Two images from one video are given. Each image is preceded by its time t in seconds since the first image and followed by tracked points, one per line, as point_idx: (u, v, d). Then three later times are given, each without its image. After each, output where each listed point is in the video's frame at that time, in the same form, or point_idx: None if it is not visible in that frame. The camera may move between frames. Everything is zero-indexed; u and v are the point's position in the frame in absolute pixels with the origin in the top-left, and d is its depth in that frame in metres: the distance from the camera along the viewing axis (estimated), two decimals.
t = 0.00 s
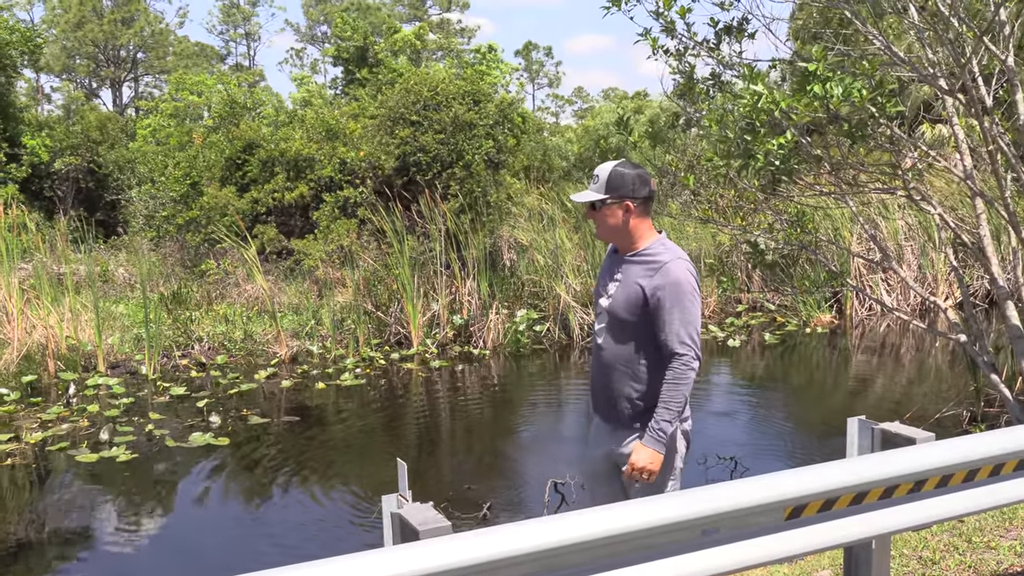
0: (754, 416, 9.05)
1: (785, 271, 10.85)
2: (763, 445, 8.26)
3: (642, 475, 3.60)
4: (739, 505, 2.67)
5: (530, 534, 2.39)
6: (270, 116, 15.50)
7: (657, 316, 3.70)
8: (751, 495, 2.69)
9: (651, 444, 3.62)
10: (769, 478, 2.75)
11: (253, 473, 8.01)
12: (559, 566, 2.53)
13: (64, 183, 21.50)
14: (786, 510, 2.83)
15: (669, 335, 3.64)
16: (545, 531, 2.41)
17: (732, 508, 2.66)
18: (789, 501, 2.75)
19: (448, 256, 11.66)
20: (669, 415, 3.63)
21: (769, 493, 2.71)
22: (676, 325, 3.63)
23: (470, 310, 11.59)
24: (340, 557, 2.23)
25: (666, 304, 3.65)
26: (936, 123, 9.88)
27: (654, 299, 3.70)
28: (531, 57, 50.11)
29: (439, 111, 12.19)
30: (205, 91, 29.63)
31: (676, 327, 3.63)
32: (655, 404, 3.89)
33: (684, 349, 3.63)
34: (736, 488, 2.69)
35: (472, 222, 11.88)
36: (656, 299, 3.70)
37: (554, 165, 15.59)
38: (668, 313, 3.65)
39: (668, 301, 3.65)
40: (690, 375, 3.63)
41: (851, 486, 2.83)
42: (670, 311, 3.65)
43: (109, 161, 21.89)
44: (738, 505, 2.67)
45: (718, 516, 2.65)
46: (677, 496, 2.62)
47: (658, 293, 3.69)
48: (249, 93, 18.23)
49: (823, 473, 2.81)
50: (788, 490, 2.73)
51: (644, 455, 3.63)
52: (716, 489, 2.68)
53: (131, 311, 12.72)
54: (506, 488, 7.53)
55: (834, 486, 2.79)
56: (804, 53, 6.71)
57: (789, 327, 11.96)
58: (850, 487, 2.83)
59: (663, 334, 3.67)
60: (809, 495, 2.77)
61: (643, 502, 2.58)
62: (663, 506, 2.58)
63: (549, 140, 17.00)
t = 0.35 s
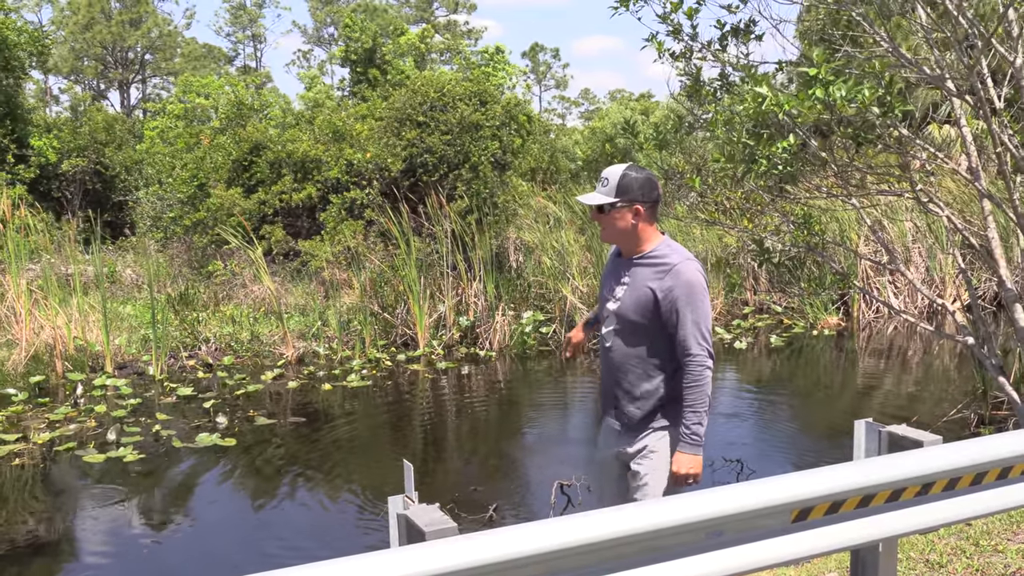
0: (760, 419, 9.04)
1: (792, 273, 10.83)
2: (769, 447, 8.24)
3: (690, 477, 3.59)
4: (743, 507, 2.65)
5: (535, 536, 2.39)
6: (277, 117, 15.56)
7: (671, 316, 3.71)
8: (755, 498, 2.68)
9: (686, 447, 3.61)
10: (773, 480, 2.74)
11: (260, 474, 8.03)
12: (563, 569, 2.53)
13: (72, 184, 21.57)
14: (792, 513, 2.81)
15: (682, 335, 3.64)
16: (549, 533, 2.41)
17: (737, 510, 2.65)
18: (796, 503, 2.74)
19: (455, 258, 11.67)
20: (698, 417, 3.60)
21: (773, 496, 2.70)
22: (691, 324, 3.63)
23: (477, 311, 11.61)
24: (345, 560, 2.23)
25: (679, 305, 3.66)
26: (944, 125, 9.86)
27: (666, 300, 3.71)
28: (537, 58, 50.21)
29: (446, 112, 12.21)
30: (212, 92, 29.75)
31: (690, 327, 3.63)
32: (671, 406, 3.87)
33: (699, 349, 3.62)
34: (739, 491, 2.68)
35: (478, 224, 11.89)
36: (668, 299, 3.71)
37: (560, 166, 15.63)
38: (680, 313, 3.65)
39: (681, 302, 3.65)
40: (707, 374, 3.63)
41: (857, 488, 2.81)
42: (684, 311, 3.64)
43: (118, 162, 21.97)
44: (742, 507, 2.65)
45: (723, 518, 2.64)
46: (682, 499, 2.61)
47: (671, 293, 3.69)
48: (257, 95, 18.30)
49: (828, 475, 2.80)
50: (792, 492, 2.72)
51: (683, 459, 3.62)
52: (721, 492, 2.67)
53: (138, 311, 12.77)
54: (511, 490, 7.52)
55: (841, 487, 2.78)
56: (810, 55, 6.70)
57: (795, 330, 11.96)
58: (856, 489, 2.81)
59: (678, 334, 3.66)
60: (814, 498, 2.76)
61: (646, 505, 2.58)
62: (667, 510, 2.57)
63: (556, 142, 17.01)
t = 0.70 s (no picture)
0: (765, 419, 9.03)
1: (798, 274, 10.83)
2: (775, 447, 8.24)
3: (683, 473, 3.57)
4: (749, 507, 2.65)
5: (540, 536, 2.39)
6: (283, 117, 15.60)
7: (678, 313, 3.70)
8: (761, 498, 2.67)
9: (682, 443, 3.62)
10: (777, 480, 2.74)
11: (266, 473, 8.04)
12: (568, 570, 2.53)
13: (79, 184, 21.62)
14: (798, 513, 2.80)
15: (690, 332, 3.63)
16: (554, 533, 2.41)
17: (743, 510, 2.64)
18: (801, 503, 2.73)
19: (460, 257, 11.67)
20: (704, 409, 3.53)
21: (779, 496, 2.69)
22: (699, 321, 3.62)
23: (482, 311, 11.61)
24: (351, 560, 2.24)
25: (688, 302, 3.64)
26: (952, 125, 9.84)
27: (674, 297, 3.70)
28: (542, 58, 50.25)
29: (451, 111, 12.21)
30: (219, 91, 29.80)
31: (698, 323, 3.63)
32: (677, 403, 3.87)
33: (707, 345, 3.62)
34: (745, 490, 2.67)
35: (483, 223, 11.90)
36: (676, 296, 3.70)
37: (566, 166, 15.65)
38: (689, 310, 3.64)
39: (689, 298, 3.65)
40: (714, 369, 3.62)
41: (862, 489, 2.81)
42: (692, 307, 3.64)
43: (125, 161, 22.00)
44: (748, 507, 2.65)
45: (728, 518, 2.64)
46: (686, 499, 2.61)
47: (679, 289, 3.68)
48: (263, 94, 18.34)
49: (833, 475, 2.79)
50: (797, 492, 2.71)
51: (677, 455, 3.61)
52: (726, 492, 2.67)
53: (144, 310, 12.80)
54: (516, 490, 7.52)
55: (846, 487, 2.78)
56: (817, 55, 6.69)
57: (801, 330, 11.96)
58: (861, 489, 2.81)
59: (686, 330, 3.66)
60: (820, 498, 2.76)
61: (652, 505, 2.58)
62: (672, 510, 2.57)
63: (562, 142, 17.04)
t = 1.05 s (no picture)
0: (769, 418, 9.03)
1: (803, 273, 10.84)
2: (779, 447, 8.22)
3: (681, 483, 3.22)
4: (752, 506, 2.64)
5: (544, 534, 2.40)
6: (288, 115, 15.64)
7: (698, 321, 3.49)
8: (764, 497, 2.67)
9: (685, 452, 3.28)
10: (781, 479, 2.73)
11: (269, 472, 8.04)
12: (572, 569, 2.53)
13: (84, 182, 21.70)
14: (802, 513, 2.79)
15: (708, 343, 3.42)
16: (557, 531, 2.42)
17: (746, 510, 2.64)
18: (805, 503, 2.72)
19: (464, 256, 11.69)
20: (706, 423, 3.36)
21: (783, 495, 2.68)
22: (720, 332, 3.42)
23: (486, 310, 11.63)
24: (355, 556, 2.24)
25: (709, 310, 3.44)
26: (957, 124, 9.82)
27: (695, 304, 3.49)
28: (546, 57, 50.31)
29: (455, 110, 12.22)
30: (224, 90, 29.88)
31: (717, 334, 3.42)
32: (682, 412, 3.71)
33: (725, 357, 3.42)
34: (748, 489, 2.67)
35: (487, 223, 11.91)
36: (697, 303, 3.49)
37: (571, 165, 15.68)
38: (708, 319, 3.43)
39: (711, 306, 3.44)
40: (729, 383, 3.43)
41: (867, 488, 2.80)
42: (713, 316, 3.43)
43: (130, 160, 22.09)
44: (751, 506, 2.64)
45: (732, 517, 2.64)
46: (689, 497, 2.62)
47: (702, 297, 3.47)
48: (269, 93, 18.38)
49: (837, 474, 2.79)
50: (801, 492, 2.71)
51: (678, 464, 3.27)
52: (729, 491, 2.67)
53: (149, 309, 12.84)
54: (519, 489, 7.50)
55: (850, 486, 2.77)
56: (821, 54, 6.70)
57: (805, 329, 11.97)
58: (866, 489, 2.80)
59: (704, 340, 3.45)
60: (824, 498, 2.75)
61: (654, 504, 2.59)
62: (675, 509, 2.58)
63: (568, 141, 17.08)
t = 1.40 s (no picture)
0: (772, 417, 9.03)
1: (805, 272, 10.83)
2: (782, 447, 8.21)
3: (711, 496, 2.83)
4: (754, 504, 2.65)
5: (546, 534, 2.40)
6: (290, 115, 15.67)
7: (713, 324, 3.50)
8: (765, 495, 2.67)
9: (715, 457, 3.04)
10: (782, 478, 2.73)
11: (271, 472, 8.03)
12: (574, 568, 2.53)
13: (86, 182, 21.72)
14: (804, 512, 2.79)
15: (726, 346, 3.43)
16: (560, 530, 2.42)
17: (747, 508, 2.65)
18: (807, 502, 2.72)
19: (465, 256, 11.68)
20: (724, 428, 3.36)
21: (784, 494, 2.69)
22: (736, 337, 3.44)
23: (488, 309, 11.63)
24: (358, 556, 2.24)
25: (726, 314, 3.45)
26: (959, 123, 9.83)
27: (710, 307, 3.50)
28: (548, 56, 50.34)
29: (457, 110, 12.23)
30: (226, 91, 29.90)
31: (735, 338, 3.44)
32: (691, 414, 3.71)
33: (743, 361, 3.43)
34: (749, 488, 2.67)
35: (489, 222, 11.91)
36: (712, 307, 3.50)
37: (572, 164, 15.70)
38: (726, 323, 3.45)
39: (728, 311, 3.46)
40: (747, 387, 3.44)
41: (868, 488, 2.80)
42: (730, 320, 3.45)
43: (132, 160, 22.12)
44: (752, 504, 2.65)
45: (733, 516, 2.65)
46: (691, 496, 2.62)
47: (717, 301, 3.48)
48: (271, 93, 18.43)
49: (838, 473, 2.79)
50: (802, 490, 2.71)
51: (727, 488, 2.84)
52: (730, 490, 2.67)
53: (151, 308, 12.86)
54: (521, 489, 7.50)
55: (851, 486, 2.77)
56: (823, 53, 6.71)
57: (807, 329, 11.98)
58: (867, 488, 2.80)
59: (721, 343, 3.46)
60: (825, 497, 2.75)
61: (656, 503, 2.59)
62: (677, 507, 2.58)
63: (570, 141, 17.11)
